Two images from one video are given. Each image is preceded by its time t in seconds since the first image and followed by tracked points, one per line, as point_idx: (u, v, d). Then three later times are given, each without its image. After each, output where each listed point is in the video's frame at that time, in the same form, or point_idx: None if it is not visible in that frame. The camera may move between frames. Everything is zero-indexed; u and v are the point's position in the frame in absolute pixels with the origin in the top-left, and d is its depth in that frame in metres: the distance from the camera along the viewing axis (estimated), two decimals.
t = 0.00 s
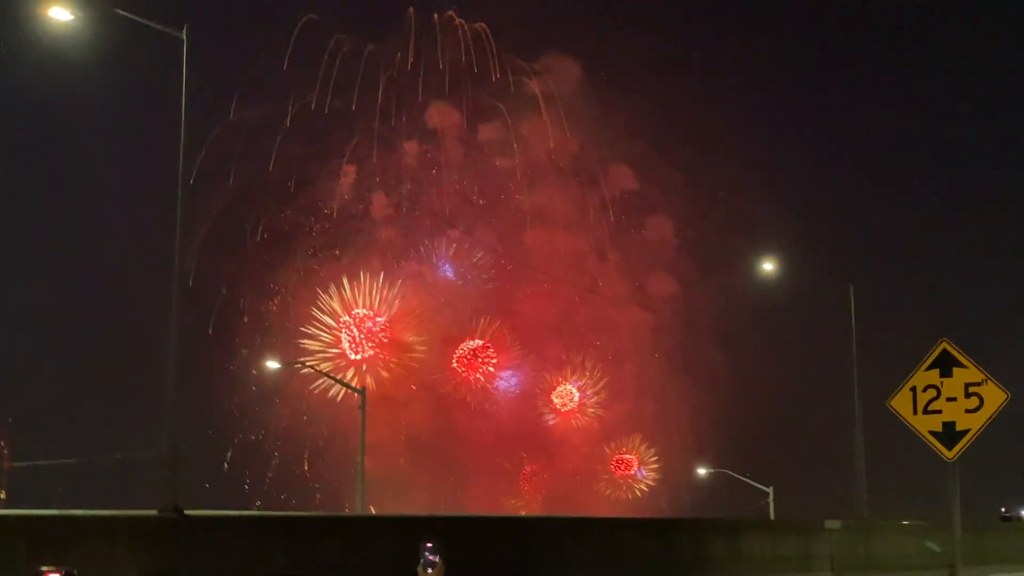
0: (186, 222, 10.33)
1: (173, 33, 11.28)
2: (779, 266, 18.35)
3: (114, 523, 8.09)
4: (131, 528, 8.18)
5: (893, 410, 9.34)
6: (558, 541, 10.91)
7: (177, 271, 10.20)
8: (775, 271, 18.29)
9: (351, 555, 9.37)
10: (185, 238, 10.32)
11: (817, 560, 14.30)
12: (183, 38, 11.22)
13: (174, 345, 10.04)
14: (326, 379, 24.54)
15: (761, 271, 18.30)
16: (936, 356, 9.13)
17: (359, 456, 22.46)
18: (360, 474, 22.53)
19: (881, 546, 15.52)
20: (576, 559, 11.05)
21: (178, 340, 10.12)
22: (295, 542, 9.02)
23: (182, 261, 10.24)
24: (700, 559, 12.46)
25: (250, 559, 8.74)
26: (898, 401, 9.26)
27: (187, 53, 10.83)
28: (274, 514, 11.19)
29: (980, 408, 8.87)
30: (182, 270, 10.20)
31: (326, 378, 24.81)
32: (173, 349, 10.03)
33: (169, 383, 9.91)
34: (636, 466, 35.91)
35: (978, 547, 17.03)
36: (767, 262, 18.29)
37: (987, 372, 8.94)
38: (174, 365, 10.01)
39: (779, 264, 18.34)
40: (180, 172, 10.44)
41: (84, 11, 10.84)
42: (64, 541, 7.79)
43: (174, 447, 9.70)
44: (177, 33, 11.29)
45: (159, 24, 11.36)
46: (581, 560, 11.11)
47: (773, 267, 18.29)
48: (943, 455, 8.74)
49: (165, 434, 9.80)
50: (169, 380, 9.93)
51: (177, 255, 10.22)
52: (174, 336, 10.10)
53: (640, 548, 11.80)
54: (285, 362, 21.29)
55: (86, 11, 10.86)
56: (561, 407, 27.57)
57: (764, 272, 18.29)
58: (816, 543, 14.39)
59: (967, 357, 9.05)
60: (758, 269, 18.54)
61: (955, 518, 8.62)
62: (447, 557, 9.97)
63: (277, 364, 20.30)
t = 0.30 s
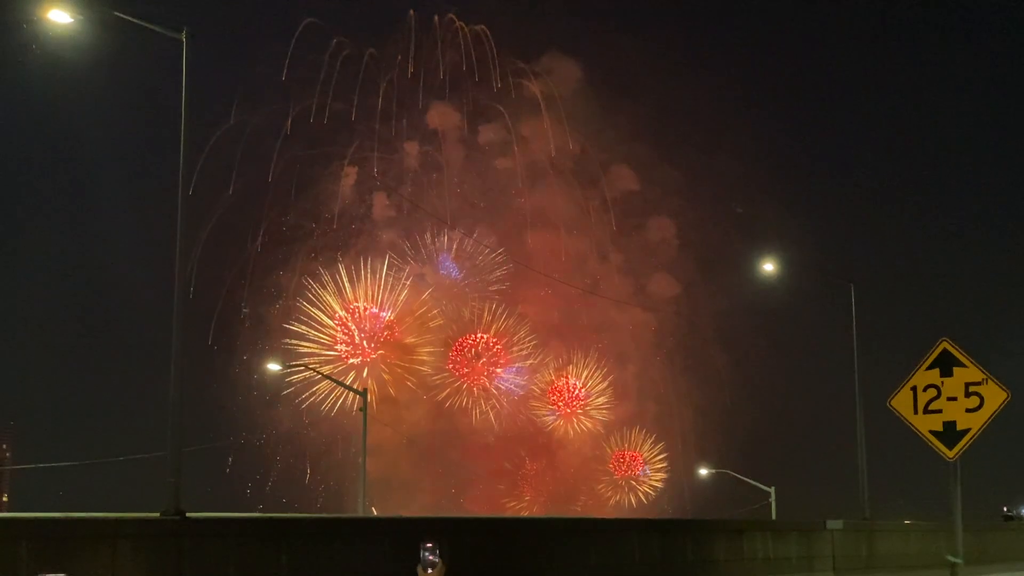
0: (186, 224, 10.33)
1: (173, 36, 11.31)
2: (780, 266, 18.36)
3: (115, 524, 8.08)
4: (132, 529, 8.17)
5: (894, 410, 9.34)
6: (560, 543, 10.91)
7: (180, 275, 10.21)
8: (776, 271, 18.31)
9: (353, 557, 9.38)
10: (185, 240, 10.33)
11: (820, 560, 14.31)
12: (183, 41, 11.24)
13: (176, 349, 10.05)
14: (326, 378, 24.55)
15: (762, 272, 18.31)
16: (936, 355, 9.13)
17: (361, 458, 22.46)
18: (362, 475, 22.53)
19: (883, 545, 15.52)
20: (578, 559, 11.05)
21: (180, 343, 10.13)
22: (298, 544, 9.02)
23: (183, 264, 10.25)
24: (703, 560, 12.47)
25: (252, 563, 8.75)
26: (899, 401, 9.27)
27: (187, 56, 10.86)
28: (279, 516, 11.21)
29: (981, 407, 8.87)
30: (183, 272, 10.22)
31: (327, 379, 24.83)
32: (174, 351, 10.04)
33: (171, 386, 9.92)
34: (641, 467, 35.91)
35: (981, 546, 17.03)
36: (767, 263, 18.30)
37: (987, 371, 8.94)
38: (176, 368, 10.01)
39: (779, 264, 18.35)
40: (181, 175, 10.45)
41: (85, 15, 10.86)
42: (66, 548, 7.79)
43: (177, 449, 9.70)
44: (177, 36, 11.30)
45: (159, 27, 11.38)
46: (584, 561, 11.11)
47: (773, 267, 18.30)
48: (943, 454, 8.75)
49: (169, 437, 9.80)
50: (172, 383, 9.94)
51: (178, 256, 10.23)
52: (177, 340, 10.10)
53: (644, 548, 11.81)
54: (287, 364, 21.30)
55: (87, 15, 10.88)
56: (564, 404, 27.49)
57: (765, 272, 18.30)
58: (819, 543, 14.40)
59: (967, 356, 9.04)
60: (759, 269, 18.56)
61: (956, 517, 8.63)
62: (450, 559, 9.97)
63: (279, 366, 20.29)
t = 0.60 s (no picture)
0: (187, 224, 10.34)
1: (173, 36, 11.31)
2: (780, 264, 18.36)
3: (118, 525, 8.08)
4: (135, 530, 8.17)
5: (894, 407, 9.35)
6: (562, 542, 10.91)
7: (181, 275, 10.21)
8: (776, 269, 18.30)
9: (356, 557, 9.39)
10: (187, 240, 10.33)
11: (821, 558, 14.32)
12: (183, 40, 11.25)
13: (178, 348, 10.06)
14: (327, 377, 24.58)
15: (762, 269, 18.32)
16: (936, 353, 9.13)
17: (363, 457, 22.48)
18: (363, 473, 22.54)
19: (885, 543, 15.53)
20: (579, 558, 11.06)
21: (182, 341, 10.14)
22: (300, 544, 9.03)
23: (184, 263, 10.25)
24: (705, 559, 12.48)
25: (255, 563, 8.76)
26: (900, 399, 9.28)
27: (187, 56, 10.87)
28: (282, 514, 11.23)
29: (981, 404, 8.87)
30: (185, 272, 10.23)
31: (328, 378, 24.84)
32: (177, 350, 10.05)
33: (173, 386, 9.93)
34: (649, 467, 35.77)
35: (983, 544, 17.03)
36: (768, 261, 18.30)
37: (988, 368, 8.94)
38: (178, 368, 10.02)
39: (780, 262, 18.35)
40: (183, 175, 10.46)
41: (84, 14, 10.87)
42: (69, 550, 7.80)
43: (179, 449, 9.71)
44: (177, 36, 11.31)
45: (158, 27, 11.38)
46: (587, 559, 11.12)
47: (774, 265, 18.30)
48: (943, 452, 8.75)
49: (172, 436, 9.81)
50: (174, 383, 9.95)
51: (178, 256, 10.24)
52: (179, 339, 10.11)
53: (646, 547, 11.82)
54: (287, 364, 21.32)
55: (86, 15, 10.89)
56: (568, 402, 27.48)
57: (766, 270, 18.30)
58: (821, 541, 14.41)
59: (967, 353, 9.04)
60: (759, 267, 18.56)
61: (958, 515, 8.64)
62: (452, 558, 9.98)
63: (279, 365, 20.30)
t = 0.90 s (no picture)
0: (189, 224, 10.34)
1: (173, 35, 11.32)
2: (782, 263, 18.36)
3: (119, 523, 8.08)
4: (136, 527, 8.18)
5: (895, 405, 9.36)
6: (564, 541, 10.92)
7: (182, 274, 10.22)
8: (778, 268, 18.30)
9: (358, 557, 9.39)
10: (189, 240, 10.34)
11: (824, 556, 14.33)
12: (184, 40, 11.26)
13: (179, 347, 10.07)
14: (329, 377, 24.58)
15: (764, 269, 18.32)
16: (936, 351, 9.14)
17: (364, 457, 22.47)
18: (365, 472, 22.51)
19: (887, 541, 15.53)
20: (581, 557, 11.06)
21: (183, 340, 10.15)
22: (303, 544, 9.04)
23: (186, 263, 10.26)
24: (708, 557, 12.49)
25: (258, 564, 8.77)
26: (901, 396, 9.28)
27: (188, 56, 10.88)
28: (286, 513, 11.21)
29: (982, 402, 8.88)
30: (186, 272, 10.23)
31: (328, 377, 24.83)
32: (178, 350, 10.05)
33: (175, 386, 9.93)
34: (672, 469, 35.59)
35: (985, 542, 17.03)
36: (769, 260, 18.30)
37: (988, 365, 8.95)
38: (179, 368, 10.02)
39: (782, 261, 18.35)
40: (184, 175, 10.46)
41: (84, 14, 10.87)
42: (72, 553, 7.81)
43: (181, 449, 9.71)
44: (178, 35, 11.31)
45: (159, 26, 11.39)
46: (592, 562, 11.14)
47: (775, 264, 18.30)
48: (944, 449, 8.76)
49: (175, 435, 9.81)
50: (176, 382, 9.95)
51: (179, 256, 10.24)
52: (180, 339, 10.12)
53: (648, 547, 11.82)
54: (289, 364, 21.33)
55: (87, 14, 10.89)
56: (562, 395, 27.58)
57: (768, 269, 18.30)
58: (823, 539, 14.42)
59: (967, 351, 9.05)
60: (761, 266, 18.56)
61: (958, 513, 8.64)
62: (454, 558, 9.99)
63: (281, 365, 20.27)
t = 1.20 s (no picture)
0: (191, 223, 10.34)
1: (177, 34, 11.32)
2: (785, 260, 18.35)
3: (122, 522, 8.09)
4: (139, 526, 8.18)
5: (899, 402, 9.35)
6: (566, 540, 10.92)
7: (185, 274, 10.22)
8: (781, 265, 18.29)
9: (360, 554, 9.39)
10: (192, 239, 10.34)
11: (826, 554, 14.33)
12: (187, 39, 11.26)
13: (182, 345, 10.07)
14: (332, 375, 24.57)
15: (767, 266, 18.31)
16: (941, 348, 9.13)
17: (367, 455, 22.45)
18: (368, 470, 22.47)
19: (889, 539, 15.52)
20: (584, 556, 11.06)
21: (186, 338, 10.15)
22: (306, 543, 9.04)
23: (189, 262, 10.26)
24: (710, 555, 12.48)
25: (261, 561, 8.78)
26: (905, 393, 9.28)
27: (191, 54, 10.88)
28: (289, 511, 11.21)
29: (986, 399, 8.88)
30: (190, 271, 10.23)
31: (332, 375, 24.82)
32: (181, 349, 10.05)
33: (176, 385, 9.93)
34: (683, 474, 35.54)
35: (988, 540, 17.02)
36: (773, 257, 18.29)
37: (992, 363, 8.95)
38: (181, 366, 10.02)
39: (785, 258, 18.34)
40: (188, 174, 10.47)
41: (88, 13, 10.87)
42: (74, 549, 7.82)
43: (183, 448, 9.71)
44: (182, 34, 11.31)
45: (162, 25, 11.40)
46: (594, 561, 11.13)
47: (779, 262, 18.29)
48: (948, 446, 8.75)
49: (177, 433, 9.81)
50: (179, 381, 9.95)
51: (182, 254, 10.25)
52: (182, 338, 10.12)
53: (651, 545, 11.81)
54: (292, 362, 21.32)
55: (90, 13, 10.89)
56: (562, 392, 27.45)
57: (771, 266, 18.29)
58: (826, 537, 14.41)
59: (971, 348, 9.04)
60: (764, 263, 18.54)
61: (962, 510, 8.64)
62: (457, 555, 9.99)
63: (284, 364, 20.25)
